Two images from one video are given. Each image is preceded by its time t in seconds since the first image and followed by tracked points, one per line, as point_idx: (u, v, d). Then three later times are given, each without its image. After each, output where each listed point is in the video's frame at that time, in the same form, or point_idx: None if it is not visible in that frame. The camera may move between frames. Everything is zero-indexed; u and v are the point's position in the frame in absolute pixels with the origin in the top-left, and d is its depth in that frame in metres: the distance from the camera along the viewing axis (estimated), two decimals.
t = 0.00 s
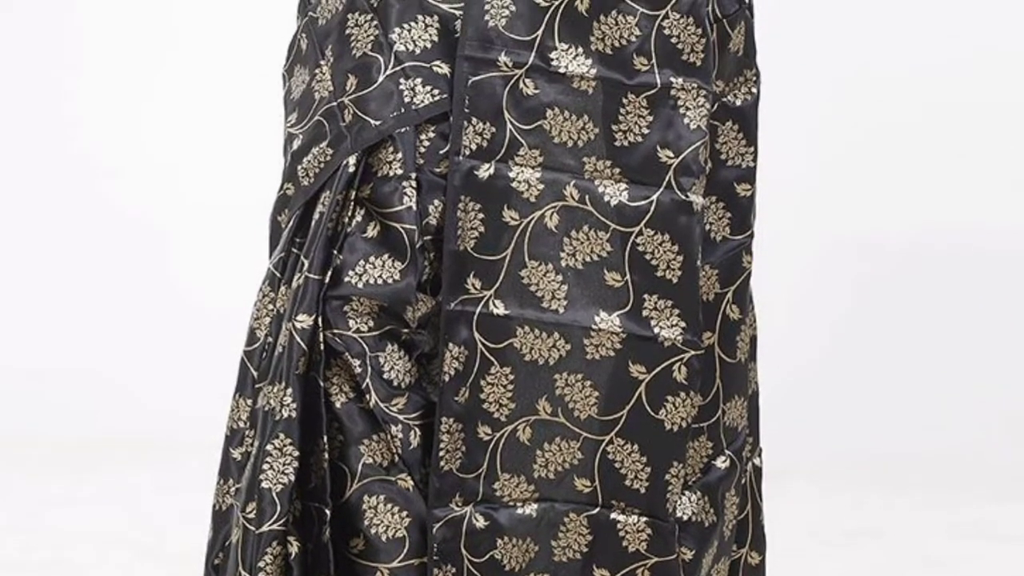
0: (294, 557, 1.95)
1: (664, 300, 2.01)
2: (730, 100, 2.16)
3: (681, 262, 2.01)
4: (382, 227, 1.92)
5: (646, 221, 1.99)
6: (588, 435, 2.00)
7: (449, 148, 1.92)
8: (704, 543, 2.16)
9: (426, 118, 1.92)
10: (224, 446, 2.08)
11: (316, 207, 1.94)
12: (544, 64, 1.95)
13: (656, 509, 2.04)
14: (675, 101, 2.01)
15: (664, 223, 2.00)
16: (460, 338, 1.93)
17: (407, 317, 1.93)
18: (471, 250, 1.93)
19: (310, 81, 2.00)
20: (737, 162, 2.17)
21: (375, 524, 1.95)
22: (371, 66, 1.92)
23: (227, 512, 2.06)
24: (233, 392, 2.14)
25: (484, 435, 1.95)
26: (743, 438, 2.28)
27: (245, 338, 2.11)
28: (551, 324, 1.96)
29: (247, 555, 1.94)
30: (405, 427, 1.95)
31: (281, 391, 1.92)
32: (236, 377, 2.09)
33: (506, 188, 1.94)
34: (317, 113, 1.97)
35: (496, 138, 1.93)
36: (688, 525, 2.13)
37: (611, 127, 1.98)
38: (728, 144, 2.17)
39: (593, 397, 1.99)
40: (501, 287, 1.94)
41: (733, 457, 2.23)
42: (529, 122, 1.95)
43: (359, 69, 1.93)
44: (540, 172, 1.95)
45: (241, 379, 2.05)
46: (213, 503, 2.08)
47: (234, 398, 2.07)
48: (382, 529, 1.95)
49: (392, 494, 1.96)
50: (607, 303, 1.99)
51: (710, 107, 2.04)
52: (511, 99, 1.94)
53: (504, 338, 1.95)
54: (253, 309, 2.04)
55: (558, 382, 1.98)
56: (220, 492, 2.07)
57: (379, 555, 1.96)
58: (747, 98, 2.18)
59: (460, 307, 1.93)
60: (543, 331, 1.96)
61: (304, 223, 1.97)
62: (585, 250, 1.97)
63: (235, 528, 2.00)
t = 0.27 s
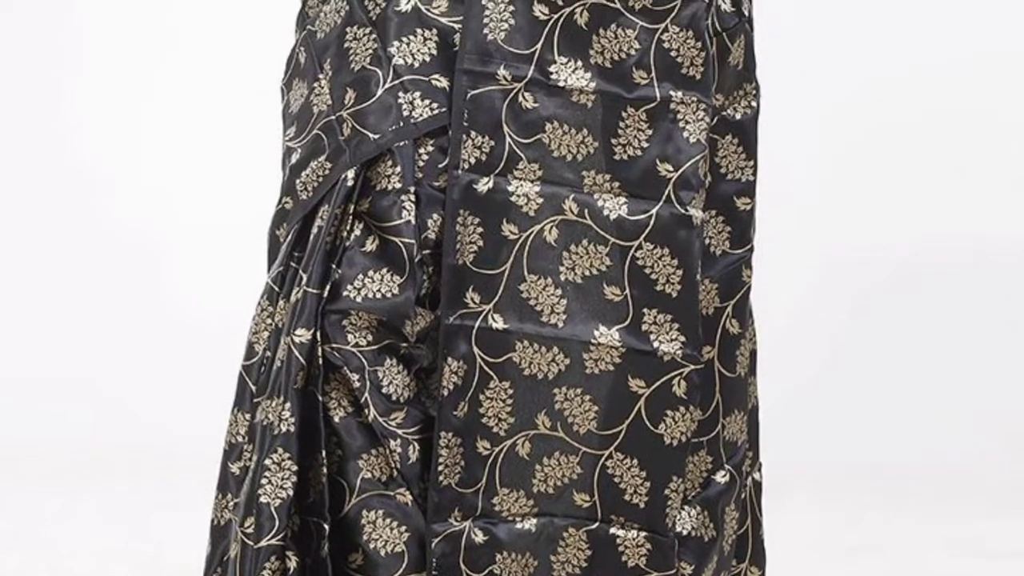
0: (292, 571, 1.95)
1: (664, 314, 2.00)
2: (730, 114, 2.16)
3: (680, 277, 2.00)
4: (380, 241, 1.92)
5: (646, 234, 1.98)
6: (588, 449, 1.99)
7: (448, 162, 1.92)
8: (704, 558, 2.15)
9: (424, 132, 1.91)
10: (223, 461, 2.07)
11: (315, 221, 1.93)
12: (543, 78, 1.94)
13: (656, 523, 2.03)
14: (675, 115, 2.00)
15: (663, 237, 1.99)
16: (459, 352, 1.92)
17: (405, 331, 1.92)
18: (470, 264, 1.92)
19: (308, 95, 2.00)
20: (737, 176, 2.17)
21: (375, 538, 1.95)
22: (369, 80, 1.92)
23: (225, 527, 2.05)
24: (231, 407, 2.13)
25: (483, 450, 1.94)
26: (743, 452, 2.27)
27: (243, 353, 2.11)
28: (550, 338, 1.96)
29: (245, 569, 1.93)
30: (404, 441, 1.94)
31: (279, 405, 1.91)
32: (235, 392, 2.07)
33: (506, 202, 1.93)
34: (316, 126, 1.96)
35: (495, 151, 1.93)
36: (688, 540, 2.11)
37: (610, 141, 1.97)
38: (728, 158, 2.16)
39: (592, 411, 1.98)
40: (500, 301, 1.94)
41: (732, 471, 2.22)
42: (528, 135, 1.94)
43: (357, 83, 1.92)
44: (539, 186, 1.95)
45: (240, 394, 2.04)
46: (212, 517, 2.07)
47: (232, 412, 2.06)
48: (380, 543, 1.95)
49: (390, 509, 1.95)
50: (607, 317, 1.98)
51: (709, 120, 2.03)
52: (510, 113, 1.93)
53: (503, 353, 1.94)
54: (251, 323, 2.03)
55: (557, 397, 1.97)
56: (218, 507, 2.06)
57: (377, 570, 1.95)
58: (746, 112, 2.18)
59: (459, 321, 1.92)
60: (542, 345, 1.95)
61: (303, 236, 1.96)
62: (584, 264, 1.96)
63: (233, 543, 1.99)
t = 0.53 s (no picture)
0: None
1: (663, 328, 1.99)
2: (729, 128, 2.15)
3: (679, 291, 1.99)
4: (379, 255, 1.91)
5: (645, 249, 1.97)
6: (587, 464, 1.98)
7: (447, 176, 1.91)
8: (703, 573, 2.14)
9: (423, 145, 1.90)
10: (221, 475, 2.06)
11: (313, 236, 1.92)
12: (542, 91, 1.94)
13: (656, 538, 2.02)
14: (674, 129, 1.99)
15: (663, 251, 1.98)
16: (458, 367, 1.92)
17: (404, 345, 1.92)
18: (469, 279, 1.92)
19: (307, 108, 1.99)
20: (736, 190, 2.16)
21: (374, 553, 1.93)
22: (368, 93, 1.91)
23: (224, 542, 2.04)
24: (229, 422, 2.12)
25: (481, 465, 1.94)
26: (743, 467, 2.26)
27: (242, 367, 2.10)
28: (550, 353, 1.95)
29: None
30: (402, 456, 1.93)
31: (277, 420, 1.90)
32: (233, 407, 2.06)
33: (505, 217, 1.93)
34: (314, 140, 1.95)
35: (494, 165, 1.92)
36: (687, 555, 2.11)
37: (610, 155, 1.96)
38: (727, 172, 2.16)
39: (591, 426, 1.97)
40: (498, 316, 1.93)
41: (732, 486, 2.21)
42: (527, 149, 1.93)
43: (356, 96, 1.92)
44: (538, 200, 1.94)
45: (238, 410, 2.03)
46: (210, 532, 2.06)
47: (230, 427, 2.04)
48: (380, 558, 1.94)
49: (389, 524, 1.94)
50: (606, 332, 1.97)
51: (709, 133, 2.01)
52: (509, 126, 1.93)
53: (502, 367, 1.94)
54: (250, 337, 2.03)
55: (556, 411, 1.96)
56: (217, 521, 2.05)
57: None
58: (745, 125, 2.16)
59: (458, 336, 1.92)
60: (541, 360, 1.95)
61: (302, 250, 1.95)
62: (584, 278, 1.96)
63: (231, 558, 1.98)
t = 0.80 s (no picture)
0: None
1: (662, 343, 1.98)
2: (728, 141, 2.14)
3: (679, 305, 1.98)
4: (378, 269, 1.90)
5: (645, 262, 1.96)
6: (586, 479, 1.97)
7: (446, 190, 1.91)
8: None
9: (423, 159, 1.90)
10: (219, 490, 2.05)
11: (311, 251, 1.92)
12: (541, 105, 1.93)
13: (656, 553, 2.01)
14: (674, 142, 1.98)
15: (662, 265, 1.97)
16: (457, 382, 1.92)
17: (403, 360, 1.91)
18: (468, 293, 1.91)
19: (305, 122, 1.99)
20: (736, 204, 2.16)
21: (373, 568, 1.93)
22: (366, 106, 1.91)
23: (222, 556, 2.03)
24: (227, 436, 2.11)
25: (480, 479, 1.93)
26: (743, 483, 2.25)
27: (240, 381, 2.09)
28: (549, 367, 1.94)
29: None
30: (401, 471, 1.92)
31: (276, 435, 1.89)
32: (231, 422, 2.05)
33: (504, 230, 1.92)
34: (313, 154, 1.95)
35: (493, 179, 1.91)
36: (687, 570, 2.10)
37: (609, 168, 1.95)
38: (727, 186, 2.15)
39: (590, 440, 1.96)
40: (497, 331, 1.92)
41: (732, 500, 2.20)
42: (526, 163, 1.92)
43: (355, 110, 1.91)
44: (537, 215, 1.93)
45: (236, 424, 2.02)
46: (208, 546, 2.05)
47: (229, 441, 2.03)
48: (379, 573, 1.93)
49: (388, 538, 1.93)
50: (605, 346, 1.96)
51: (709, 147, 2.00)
52: (508, 140, 1.92)
53: (501, 382, 1.93)
54: (248, 352, 2.02)
55: (556, 426, 1.95)
56: (215, 536, 2.04)
57: None
58: (745, 139, 2.15)
59: (456, 350, 1.91)
60: (541, 374, 1.94)
61: (300, 264, 1.95)
62: (583, 292, 1.95)
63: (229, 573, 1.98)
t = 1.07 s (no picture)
0: None
1: (661, 357, 1.97)
2: (728, 155, 2.14)
3: (678, 319, 1.97)
4: (377, 283, 1.90)
5: (644, 276, 1.96)
6: (585, 493, 1.96)
7: (445, 204, 1.90)
8: None
9: (422, 173, 1.89)
10: (217, 505, 2.04)
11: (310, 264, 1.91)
12: (540, 119, 1.92)
13: (655, 567, 2.01)
14: (673, 156, 1.97)
15: (662, 279, 1.97)
16: (456, 396, 1.91)
17: (402, 374, 1.90)
18: (467, 307, 1.91)
19: (304, 136, 1.98)
20: (735, 218, 2.15)
21: None
22: (365, 120, 1.90)
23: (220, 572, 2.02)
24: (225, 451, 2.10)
25: (479, 494, 1.93)
26: (743, 497, 2.24)
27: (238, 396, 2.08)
28: (548, 382, 1.93)
29: None
30: (400, 485, 1.92)
31: (274, 449, 1.89)
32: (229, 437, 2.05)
33: (503, 244, 1.92)
34: (311, 167, 1.94)
35: (492, 193, 1.91)
36: None
37: (608, 182, 1.95)
38: (726, 200, 2.14)
39: (589, 455, 1.95)
40: (496, 345, 1.92)
41: (731, 515, 2.19)
42: (525, 177, 1.92)
43: (353, 123, 1.91)
44: (537, 229, 1.93)
45: (234, 439, 2.01)
46: (206, 562, 2.04)
47: (227, 456, 2.02)
48: None
49: (387, 553, 1.92)
50: (605, 360, 1.95)
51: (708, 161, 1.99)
52: (507, 154, 1.91)
53: (500, 396, 1.92)
54: (246, 366, 2.01)
55: (555, 440, 1.94)
56: (213, 551, 2.03)
57: None
58: (745, 153, 2.14)
59: (455, 364, 1.91)
60: (540, 389, 1.93)
61: (299, 277, 1.94)
62: (582, 306, 1.94)
63: None
